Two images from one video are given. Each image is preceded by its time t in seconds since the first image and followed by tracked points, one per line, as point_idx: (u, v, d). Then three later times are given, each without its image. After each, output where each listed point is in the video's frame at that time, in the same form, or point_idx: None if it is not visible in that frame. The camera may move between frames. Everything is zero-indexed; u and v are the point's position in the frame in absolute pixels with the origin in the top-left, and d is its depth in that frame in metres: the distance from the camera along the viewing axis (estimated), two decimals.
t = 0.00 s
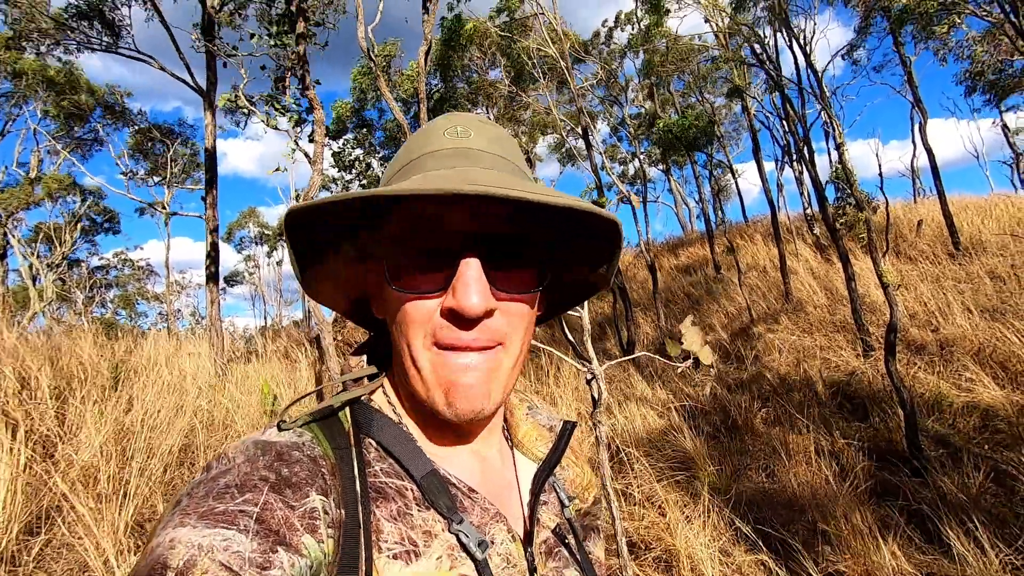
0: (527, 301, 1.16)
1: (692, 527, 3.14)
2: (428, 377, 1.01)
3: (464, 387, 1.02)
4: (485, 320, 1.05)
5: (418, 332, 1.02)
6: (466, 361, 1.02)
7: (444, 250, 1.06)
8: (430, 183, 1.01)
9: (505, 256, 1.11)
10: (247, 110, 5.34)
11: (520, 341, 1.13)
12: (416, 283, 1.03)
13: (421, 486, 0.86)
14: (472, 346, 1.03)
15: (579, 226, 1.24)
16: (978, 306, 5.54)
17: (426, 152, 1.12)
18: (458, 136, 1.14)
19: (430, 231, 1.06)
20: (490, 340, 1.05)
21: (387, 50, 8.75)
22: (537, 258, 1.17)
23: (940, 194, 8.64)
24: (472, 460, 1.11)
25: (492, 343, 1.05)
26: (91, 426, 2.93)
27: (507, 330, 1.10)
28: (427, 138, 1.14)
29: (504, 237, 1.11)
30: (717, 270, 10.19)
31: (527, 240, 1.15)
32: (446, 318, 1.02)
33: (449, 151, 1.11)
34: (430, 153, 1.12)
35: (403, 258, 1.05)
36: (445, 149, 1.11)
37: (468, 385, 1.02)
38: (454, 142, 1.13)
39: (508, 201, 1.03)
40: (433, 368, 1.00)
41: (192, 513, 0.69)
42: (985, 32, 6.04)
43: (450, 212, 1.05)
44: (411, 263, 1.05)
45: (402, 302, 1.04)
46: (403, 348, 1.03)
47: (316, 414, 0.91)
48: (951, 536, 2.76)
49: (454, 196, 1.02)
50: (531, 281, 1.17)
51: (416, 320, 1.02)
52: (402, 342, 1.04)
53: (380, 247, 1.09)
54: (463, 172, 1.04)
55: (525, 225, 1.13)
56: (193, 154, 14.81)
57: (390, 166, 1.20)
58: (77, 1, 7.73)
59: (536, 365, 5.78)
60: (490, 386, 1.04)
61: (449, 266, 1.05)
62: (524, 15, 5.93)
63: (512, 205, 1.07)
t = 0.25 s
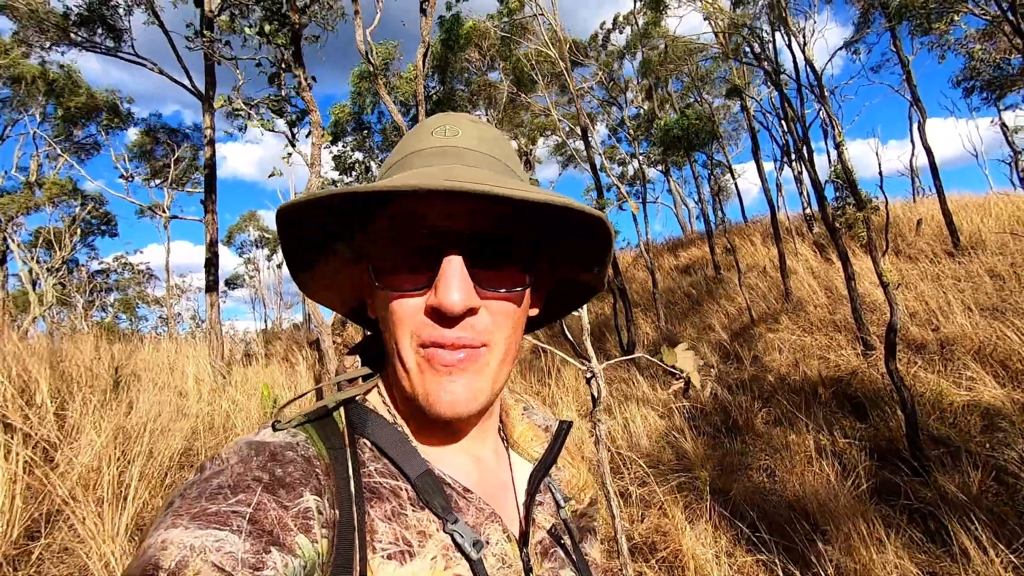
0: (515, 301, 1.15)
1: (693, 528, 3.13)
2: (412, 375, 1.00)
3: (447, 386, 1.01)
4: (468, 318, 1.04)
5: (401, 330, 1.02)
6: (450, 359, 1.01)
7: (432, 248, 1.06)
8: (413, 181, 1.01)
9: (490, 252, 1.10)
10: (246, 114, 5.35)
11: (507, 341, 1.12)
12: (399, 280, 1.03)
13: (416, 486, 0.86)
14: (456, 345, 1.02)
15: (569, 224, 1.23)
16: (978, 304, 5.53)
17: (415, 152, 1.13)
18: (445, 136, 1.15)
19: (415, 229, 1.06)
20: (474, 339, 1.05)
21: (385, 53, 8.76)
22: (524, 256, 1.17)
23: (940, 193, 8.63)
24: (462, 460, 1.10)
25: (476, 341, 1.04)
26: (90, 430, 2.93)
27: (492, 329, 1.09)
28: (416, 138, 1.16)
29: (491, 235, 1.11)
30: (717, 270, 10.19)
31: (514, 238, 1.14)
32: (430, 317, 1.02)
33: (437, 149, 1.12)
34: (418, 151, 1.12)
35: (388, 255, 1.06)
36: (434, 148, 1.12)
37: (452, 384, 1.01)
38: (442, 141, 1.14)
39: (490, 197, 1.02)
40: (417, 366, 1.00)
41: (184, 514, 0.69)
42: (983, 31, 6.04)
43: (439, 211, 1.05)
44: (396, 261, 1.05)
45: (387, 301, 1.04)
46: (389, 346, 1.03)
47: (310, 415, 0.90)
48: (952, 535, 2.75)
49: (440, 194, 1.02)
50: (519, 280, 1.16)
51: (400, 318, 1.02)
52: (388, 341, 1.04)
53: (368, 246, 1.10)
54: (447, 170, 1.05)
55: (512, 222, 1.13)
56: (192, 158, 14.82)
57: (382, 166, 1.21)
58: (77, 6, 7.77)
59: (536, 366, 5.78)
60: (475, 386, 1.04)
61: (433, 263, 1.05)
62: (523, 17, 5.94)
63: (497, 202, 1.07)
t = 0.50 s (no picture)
0: (508, 302, 1.14)
1: (696, 528, 3.13)
2: (404, 379, 1.00)
3: (441, 392, 1.00)
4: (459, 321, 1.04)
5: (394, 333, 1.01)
6: (441, 363, 1.00)
7: (424, 250, 1.06)
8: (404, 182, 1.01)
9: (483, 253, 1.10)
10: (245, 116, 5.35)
11: (500, 344, 1.11)
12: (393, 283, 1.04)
13: (416, 489, 0.85)
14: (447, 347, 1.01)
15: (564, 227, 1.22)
16: (979, 303, 5.53)
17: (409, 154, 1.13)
18: (440, 137, 1.15)
19: (407, 230, 1.06)
20: (465, 342, 1.04)
21: (384, 55, 8.77)
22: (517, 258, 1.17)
23: (940, 191, 8.63)
24: (461, 463, 1.10)
25: (466, 343, 1.04)
26: (92, 432, 2.93)
27: (485, 332, 1.08)
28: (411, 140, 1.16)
29: (485, 236, 1.11)
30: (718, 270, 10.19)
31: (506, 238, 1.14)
32: (420, 319, 1.01)
33: (430, 151, 1.11)
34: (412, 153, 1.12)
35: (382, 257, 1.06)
36: (428, 150, 1.12)
37: (443, 387, 1.00)
38: (436, 143, 1.14)
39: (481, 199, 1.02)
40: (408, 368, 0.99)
41: (184, 519, 0.69)
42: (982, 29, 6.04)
43: (432, 213, 1.05)
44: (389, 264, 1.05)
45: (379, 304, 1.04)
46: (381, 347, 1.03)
47: (310, 421, 0.90)
48: (953, 534, 2.75)
49: (430, 195, 1.02)
50: (512, 283, 1.16)
51: (393, 320, 1.02)
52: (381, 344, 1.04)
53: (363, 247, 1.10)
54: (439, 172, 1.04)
55: (505, 223, 1.13)
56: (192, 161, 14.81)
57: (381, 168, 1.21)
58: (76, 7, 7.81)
59: (537, 367, 5.77)
60: (466, 389, 1.02)
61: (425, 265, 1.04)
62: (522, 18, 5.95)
63: (488, 204, 1.07)
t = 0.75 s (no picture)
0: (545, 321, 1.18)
1: (697, 529, 3.12)
2: (465, 397, 0.98)
3: (496, 412, 1.00)
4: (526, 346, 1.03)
5: (454, 356, 0.97)
6: (505, 382, 1.01)
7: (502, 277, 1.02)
8: (490, 211, 0.94)
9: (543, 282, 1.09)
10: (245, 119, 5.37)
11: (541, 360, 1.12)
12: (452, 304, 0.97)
13: (411, 491, 0.86)
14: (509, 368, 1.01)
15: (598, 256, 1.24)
16: (982, 302, 5.51)
17: (465, 159, 1.01)
18: (497, 148, 1.06)
19: (467, 249, 0.99)
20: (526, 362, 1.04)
21: (385, 56, 8.78)
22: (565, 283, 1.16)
23: (942, 190, 8.61)
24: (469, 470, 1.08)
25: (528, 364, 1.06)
26: (94, 434, 2.94)
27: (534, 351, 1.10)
28: (463, 141, 1.03)
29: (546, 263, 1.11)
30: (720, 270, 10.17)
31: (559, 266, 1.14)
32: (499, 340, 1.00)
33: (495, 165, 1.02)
34: (469, 159, 1.01)
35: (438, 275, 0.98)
36: (499, 164, 1.03)
37: (500, 405, 1.01)
38: (496, 153, 1.05)
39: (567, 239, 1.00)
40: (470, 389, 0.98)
41: (176, 524, 0.69)
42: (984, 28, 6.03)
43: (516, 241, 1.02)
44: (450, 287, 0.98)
45: (438, 328, 0.97)
46: (439, 365, 0.97)
47: (304, 423, 0.90)
48: (956, 535, 2.74)
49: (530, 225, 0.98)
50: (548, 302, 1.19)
51: (454, 344, 0.97)
52: (432, 364, 0.98)
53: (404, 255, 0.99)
54: (519, 201, 0.98)
55: (559, 252, 1.11)
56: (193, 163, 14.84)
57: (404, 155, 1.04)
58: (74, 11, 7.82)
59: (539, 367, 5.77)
60: (519, 408, 1.04)
61: (495, 293, 1.00)
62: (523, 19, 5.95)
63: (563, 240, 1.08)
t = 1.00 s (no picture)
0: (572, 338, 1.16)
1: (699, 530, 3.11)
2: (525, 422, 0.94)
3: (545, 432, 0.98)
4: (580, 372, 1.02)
5: (522, 385, 0.92)
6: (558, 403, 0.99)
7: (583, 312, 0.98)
8: (591, 254, 0.90)
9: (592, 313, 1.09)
10: (247, 120, 5.38)
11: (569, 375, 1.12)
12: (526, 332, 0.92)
13: (412, 493, 0.86)
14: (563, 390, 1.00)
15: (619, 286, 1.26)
16: (987, 301, 5.49)
17: (555, 181, 0.93)
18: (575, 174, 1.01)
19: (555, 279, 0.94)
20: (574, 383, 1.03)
21: (388, 56, 8.80)
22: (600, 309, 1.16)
23: (946, 189, 8.58)
24: (472, 474, 1.04)
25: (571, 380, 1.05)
26: (98, 434, 2.95)
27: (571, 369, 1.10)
28: (553, 160, 0.95)
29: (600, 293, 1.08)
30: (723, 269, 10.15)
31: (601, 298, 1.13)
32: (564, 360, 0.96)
33: (582, 196, 0.97)
34: (559, 182, 0.93)
35: (513, 302, 0.91)
36: (578, 193, 0.97)
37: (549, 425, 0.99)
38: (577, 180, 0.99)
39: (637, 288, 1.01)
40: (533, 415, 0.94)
41: (175, 529, 0.68)
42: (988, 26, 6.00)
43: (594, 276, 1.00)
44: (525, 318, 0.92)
45: (512, 357, 0.91)
46: (506, 388, 0.91)
47: (302, 424, 0.89)
48: (961, 535, 2.73)
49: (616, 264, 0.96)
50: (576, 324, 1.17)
51: (525, 372, 0.92)
52: (499, 390, 0.91)
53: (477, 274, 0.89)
54: (603, 241, 0.96)
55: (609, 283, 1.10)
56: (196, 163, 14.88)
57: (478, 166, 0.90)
58: (76, 13, 7.84)
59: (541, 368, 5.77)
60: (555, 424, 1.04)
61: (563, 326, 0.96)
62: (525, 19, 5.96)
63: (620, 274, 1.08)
